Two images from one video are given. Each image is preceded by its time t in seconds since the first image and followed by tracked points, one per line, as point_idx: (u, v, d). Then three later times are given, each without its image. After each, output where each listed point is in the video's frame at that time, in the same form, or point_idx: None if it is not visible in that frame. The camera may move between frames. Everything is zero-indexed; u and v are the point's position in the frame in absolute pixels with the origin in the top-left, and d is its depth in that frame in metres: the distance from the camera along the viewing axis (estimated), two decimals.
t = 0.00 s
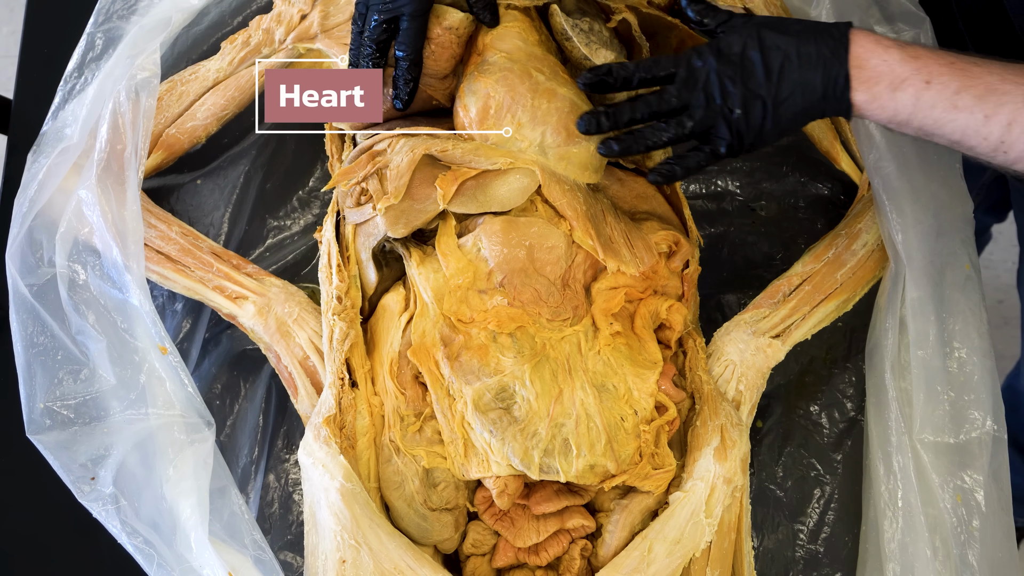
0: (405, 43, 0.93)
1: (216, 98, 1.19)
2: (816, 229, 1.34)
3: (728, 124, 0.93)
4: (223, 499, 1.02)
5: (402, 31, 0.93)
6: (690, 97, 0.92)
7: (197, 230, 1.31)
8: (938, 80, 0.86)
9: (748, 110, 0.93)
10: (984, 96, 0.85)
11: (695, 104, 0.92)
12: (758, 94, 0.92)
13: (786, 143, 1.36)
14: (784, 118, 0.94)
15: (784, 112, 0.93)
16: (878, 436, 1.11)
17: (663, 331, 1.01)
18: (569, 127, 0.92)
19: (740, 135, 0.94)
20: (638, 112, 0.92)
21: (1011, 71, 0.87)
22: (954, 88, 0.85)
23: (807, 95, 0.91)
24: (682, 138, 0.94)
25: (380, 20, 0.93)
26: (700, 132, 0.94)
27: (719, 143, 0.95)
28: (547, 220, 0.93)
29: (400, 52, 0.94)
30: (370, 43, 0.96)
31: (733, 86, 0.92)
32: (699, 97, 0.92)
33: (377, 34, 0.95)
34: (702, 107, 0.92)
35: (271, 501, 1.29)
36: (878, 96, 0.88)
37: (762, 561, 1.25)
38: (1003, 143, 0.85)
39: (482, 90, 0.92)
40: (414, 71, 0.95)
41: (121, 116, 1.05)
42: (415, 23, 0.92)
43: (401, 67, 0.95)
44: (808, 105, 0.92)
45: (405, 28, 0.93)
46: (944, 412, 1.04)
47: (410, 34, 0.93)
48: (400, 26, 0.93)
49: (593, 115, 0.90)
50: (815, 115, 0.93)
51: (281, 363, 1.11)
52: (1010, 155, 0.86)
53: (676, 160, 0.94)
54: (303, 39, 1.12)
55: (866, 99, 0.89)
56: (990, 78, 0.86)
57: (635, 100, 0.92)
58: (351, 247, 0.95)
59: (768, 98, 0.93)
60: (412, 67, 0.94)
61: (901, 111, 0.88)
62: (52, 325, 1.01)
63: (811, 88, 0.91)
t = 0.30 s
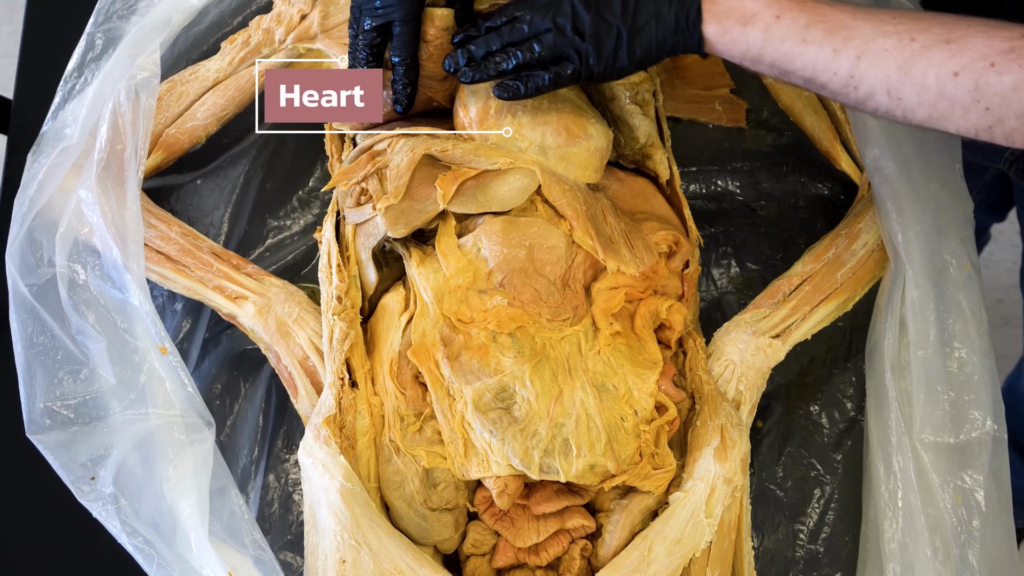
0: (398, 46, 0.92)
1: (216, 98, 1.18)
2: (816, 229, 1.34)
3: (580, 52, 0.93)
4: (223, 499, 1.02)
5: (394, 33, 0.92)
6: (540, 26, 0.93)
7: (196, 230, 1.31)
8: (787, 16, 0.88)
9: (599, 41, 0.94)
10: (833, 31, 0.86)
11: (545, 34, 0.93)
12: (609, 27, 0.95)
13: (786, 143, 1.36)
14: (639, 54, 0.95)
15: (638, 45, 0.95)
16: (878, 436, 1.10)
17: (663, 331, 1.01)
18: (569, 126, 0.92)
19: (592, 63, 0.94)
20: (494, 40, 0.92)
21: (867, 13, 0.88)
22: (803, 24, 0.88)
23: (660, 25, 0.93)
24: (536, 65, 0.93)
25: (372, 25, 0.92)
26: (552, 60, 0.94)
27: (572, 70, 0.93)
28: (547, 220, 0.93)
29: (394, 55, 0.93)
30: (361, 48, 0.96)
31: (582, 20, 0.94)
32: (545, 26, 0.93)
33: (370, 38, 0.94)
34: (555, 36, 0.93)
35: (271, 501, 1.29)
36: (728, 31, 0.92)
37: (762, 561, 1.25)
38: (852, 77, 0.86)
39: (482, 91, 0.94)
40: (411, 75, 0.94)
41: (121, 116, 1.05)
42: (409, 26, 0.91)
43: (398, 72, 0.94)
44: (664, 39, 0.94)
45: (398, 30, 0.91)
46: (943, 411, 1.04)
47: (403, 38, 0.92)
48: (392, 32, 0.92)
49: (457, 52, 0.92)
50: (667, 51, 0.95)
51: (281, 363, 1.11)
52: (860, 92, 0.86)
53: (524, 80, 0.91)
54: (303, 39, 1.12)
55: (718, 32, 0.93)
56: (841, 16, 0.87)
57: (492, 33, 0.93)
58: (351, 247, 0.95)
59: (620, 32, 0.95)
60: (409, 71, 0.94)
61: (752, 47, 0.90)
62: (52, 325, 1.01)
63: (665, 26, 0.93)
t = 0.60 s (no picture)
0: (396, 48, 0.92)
1: (216, 98, 1.18)
2: (816, 229, 1.34)
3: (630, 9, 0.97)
4: (223, 499, 1.02)
5: (392, 35, 0.92)
6: None
7: (197, 230, 1.31)
8: None
9: None
10: (875, 2, 0.85)
11: None
12: None
13: (786, 143, 1.36)
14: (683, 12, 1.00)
15: None
16: (878, 436, 1.10)
17: (663, 331, 1.01)
18: (569, 126, 0.92)
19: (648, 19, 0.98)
20: None
21: None
22: None
23: None
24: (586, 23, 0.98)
25: (370, 29, 0.93)
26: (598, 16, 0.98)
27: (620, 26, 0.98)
28: (547, 220, 0.93)
29: (393, 57, 0.93)
30: (361, 49, 0.96)
31: None
32: None
33: (370, 40, 0.94)
34: None
35: (271, 501, 1.29)
36: None
37: (763, 561, 1.25)
38: (888, 49, 0.85)
39: (482, 90, 0.92)
40: (410, 77, 0.95)
41: (121, 116, 1.05)
42: (407, 28, 0.91)
43: (397, 73, 0.94)
44: None
45: (395, 33, 0.91)
46: (944, 411, 1.04)
47: (401, 40, 0.92)
48: (390, 34, 0.92)
49: (510, 9, 0.96)
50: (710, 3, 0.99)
51: (281, 363, 1.11)
52: (895, 64, 0.85)
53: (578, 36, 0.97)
54: (303, 39, 1.12)
55: None
56: None
57: None
58: (351, 247, 0.95)
59: None
60: (408, 72, 0.94)
61: (793, 9, 0.90)
62: (52, 325, 1.01)
63: None
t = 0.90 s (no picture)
0: (396, 48, 0.92)
1: (216, 98, 1.18)
2: (816, 230, 1.34)
3: (692, 130, 0.89)
4: (223, 499, 1.02)
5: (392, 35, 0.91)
6: (663, 85, 0.88)
7: (197, 230, 1.31)
8: (894, 92, 0.89)
9: (713, 122, 0.90)
10: (943, 103, 0.88)
11: (668, 94, 0.88)
12: (726, 97, 0.90)
13: (786, 143, 1.36)
14: (748, 138, 0.92)
15: (746, 130, 0.92)
16: (879, 437, 1.10)
17: (663, 331, 1.01)
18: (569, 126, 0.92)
19: (698, 143, 0.90)
20: (616, 71, 0.87)
21: (964, 75, 0.90)
22: (912, 98, 0.89)
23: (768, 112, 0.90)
24: (627, 125, 0.88)
25: (370, 28, 0.93)
26: (645, 120, 0.89)
27: (660, 141, 0.89)
28: (547, 220, 0.93)
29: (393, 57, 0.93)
30: (361, 50, 0.96)
31: (703, 85, 0.89)
32: (669, 79, 0.88)
33: (370, 40, 0.94)
34: (680, 102, 0.88)
35: (271, 501, 1.29)
36: (835, 115, 0.91)
37: (762, 561, 1.25)
38: (968, 146, 0.88)
39: (482, 90, 0.92)
40: (410, 76, 0.94)
41: (121, 116, 1.05)
42: (407, 27, 0.90)
43: (397, 73, 0.94)
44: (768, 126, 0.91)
45: (395, 33, 0.91)
46: (944, 412, 1.04)
47: (401, 39, 0.91)
48: (390, 34, 0.92)
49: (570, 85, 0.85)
50: (773, 138, 0.93)
51: (281, 363, 1.11)
52: (977, 158, 0.89)
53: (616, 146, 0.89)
54: (303, 39, 1.12)
55: (824, 117, 0.91)
56: (946, 85, 0.89)
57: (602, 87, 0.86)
58: (351, 247, 0.95)
59: (734, 109, 0.91)
60: (408, 72, 0.94)
61: (862, 125, 0.90)
62: (52, 325, 1.01)
63: (773, 106, 0.90)
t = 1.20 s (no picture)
0: (395, 49, 0.92)
1: (216, 98, 1.18)
2: (816, 229, 1.34)
3: (588, 86, 0.92)
4: (223, 499, 1.02)
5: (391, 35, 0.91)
6: (559, 42, 0.90)
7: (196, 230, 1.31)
8: (801, 57, 0.89)
9: (608, 80, 0.92)
10: (849, 69, 0.87)
11: (563, 51, 0.90)
12: (621, 57, 0.92)
13: (786, 143, 1.36)
14: (645, 105, 0.94)
15: (644, 89, 0.93)
16: (879, 437, 1.10)
17: (663, 331, 1.01)
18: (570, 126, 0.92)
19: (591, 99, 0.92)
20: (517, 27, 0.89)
21: (877, 43, 0.89)
22: (818, 63, 0.88)
23: (669, 73, 0.92)
24: (522, 76, 0.89)
25: (370, 28, 0.93)
26: (539, 74, 0.90)
27: (555, 94, 0.91)
28: (547, 220, 0.93)
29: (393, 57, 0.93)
30: (360, 50, 0.96)
31: (601, 44, 0.92)
32: (566, 38, 0.90)
33: (369, 40, 0.94)
34: (575, 59, 0.90)
35: (271, 501, 1.29)
36: (740, 77, 0.91)
37: (763, 561, 1.25)
38: (873, 113, 0.87)
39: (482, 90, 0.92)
40: (410, 76, 0.94)
41: (121, 116, 1.05)
42: (407, 27, 0.91)
43: (397, 72, 0.94)
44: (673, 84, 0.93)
45: (394, 33, 0.91)
46: (944, 412, 1.04)
47: (400, 38, 0.91)
48: (389, 34, 0.92)
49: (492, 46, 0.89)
50: (673, 100, 0.94)
51: (281, 363, 1.11)
52: (882, 126, 0.87)
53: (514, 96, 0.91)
54: (303, 39, 1.12)
55: (730, 79, 0.91)
56: (854, 52, 0.88)
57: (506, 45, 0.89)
58: (351, 247, 0.95)
59: (630, 68, 0.93)
60: (408, 71, 0.94)
61: (767, 90, 0.90)
62: (52, 325, 1.01)
63: (672, 65, 0.92)
